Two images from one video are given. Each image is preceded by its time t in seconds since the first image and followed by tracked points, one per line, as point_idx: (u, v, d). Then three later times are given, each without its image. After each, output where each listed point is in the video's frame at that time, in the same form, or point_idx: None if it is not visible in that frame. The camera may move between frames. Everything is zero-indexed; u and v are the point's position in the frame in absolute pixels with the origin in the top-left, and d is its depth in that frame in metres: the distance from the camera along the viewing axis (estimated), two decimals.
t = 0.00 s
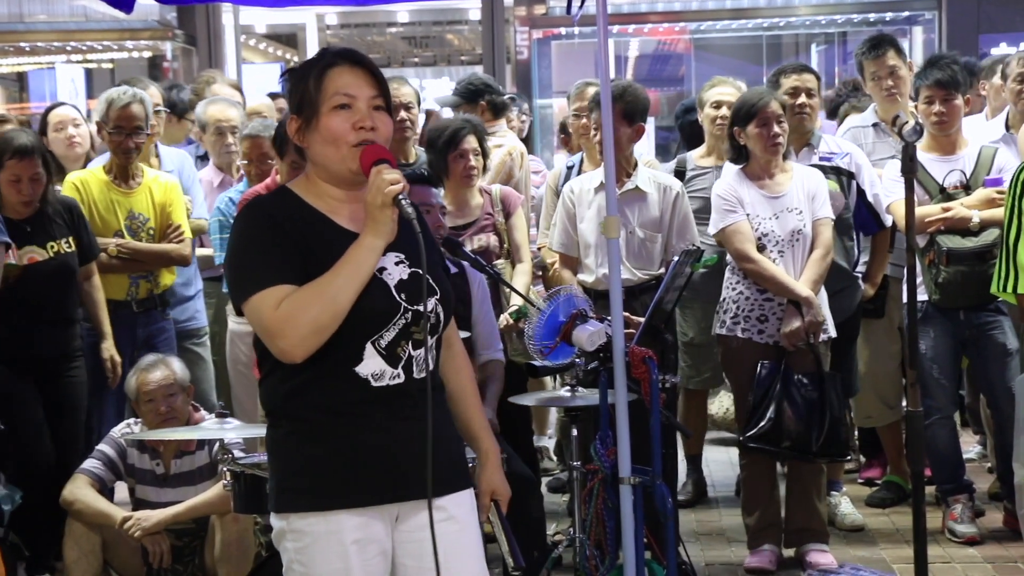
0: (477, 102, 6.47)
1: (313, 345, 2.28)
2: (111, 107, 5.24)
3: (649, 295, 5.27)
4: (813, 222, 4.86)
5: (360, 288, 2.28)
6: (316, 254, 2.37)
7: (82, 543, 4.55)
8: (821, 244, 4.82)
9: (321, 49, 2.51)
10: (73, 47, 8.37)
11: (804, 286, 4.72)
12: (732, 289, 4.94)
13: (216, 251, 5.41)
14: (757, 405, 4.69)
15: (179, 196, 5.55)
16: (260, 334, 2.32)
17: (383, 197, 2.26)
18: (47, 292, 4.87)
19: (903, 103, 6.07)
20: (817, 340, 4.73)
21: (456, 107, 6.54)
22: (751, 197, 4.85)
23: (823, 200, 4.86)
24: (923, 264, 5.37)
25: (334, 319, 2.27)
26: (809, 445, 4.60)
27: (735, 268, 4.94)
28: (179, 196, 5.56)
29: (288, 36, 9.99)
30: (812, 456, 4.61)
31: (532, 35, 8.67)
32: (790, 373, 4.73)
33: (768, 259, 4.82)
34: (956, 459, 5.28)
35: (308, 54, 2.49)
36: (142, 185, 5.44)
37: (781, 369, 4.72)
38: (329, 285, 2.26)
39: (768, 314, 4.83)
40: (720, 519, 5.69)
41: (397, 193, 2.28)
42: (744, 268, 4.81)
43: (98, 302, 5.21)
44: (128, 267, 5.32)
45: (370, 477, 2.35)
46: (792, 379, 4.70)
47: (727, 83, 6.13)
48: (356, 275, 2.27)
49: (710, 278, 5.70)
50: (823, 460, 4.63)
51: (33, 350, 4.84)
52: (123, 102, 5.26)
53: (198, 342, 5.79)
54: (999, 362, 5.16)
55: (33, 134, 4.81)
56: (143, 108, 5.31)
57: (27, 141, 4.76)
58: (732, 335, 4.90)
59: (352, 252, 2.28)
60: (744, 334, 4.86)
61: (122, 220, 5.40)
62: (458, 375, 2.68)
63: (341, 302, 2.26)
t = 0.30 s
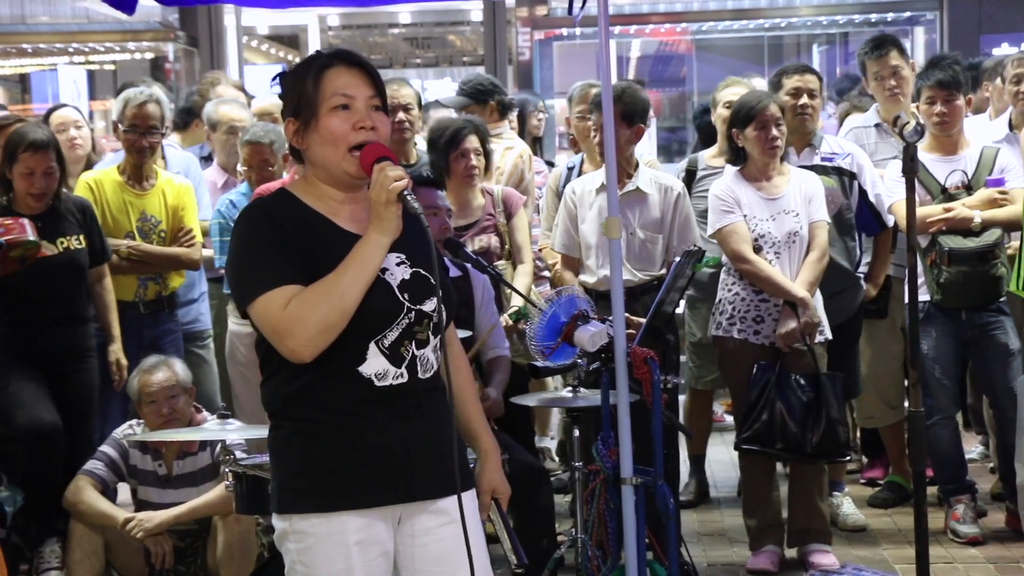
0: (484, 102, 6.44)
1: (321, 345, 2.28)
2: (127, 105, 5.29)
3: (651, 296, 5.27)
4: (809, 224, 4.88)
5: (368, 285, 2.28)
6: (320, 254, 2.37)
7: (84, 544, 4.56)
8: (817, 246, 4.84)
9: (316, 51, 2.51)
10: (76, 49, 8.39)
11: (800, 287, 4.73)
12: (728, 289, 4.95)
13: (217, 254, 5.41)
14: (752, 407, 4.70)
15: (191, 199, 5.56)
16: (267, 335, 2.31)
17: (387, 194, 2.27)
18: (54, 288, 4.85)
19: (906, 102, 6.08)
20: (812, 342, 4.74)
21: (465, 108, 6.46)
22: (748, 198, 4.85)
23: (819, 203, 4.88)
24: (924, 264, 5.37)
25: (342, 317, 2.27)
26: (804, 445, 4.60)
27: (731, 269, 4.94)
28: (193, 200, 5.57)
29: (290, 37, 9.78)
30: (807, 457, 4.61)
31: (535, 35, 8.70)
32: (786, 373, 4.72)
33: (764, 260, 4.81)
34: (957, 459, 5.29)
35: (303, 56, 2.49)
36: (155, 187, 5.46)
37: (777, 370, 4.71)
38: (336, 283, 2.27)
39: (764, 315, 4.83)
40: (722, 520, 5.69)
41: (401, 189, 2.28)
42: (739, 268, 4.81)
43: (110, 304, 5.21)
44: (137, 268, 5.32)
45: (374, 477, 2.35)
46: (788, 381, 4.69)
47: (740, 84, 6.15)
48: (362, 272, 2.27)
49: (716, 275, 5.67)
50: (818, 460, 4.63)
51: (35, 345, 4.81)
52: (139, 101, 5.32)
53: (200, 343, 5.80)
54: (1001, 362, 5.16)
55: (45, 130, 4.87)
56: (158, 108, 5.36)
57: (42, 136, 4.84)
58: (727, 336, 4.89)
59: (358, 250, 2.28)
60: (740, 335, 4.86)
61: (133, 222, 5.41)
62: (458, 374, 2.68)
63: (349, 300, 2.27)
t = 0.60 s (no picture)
0: (492, 101, 6.38)
1: (333, 352, 2.29)
2: (123, 106, 5.33)
3: (652, 297, 5.27)
4: (807, 227, 4.88)
5: (381, 293, 2.29)
6: (332, 258, 2.38)
7: (85, 545, 4.57)
8: (815, 248, 4.85)
9: (332, 53, 2.50)
10: (77, 50, 8.41)
11: (799, 289, 4.73)
12: (726, 290, 4.94)
13: (217, 256, 5.42)
14: (754, 409, 4.71)
15: (188, 199, 5.56)
16: (277, 339, 2.32)
17: (402, 208, 2.27)
18: (60, 290, 4.84)
19: (910, 103, 6.07)
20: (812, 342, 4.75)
21: (471, 108, 6.36)
22: (747, 200, 4.85)
23: (817, 205, 4.88)
24: (926, 264, 5.37)
25: (355, 325, 2.28)
26: (806, 443, 4.60)
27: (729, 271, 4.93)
28: (190, 200, 5.57)
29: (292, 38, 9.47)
30: (811, 455, 4.61)
31: (536, 36, 8.75)
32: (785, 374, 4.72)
33: (763, 262, 4.81)
34: (959, 459, 5.28)
35: (319, 58, 2.48)
36: (152, 188, 5.46)
37: (777, 370, 4.71)
38: (350, 291, 2.27)
39: (761, 317, 4.83)
40: (723, 521, 5.69)
41: (415, 203, 2.28)
42: (738, 270, 4.81)
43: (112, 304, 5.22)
44: (136, 269, 5.28)
45: (383, 479, 2.35)
46: (787, 383, 4.69)
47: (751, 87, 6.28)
48: (376, 281, 2.27)
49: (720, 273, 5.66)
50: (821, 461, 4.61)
51: (38, 344, 4.79)
52: (134, 102, 5.35)
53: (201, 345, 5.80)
54: (1003, 362, 5.16)
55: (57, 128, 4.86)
56: (153, 108, 5.40)
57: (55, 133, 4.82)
58: (725, 337, 4.89)
59: (372, 259, 2.28)
60: (738, 337, 4.86)
61: (131, 223, 5.41)
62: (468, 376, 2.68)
63: (362, 307, 2.27)
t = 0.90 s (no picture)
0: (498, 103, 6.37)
1: (351, 351, 2.29)
2: (115, 107, 5.36)
3: (655, 299, 5.28)
4: (810, 229, 4.87)
5: (400, 295, 2.29)
6: (354, 257, 2.38)
7: (88, 545, 4.58)
8: (817, 251, 4.84)
9: (357, 54, 2.50)
10: (80, 51, 8.43)
11: (801, 292, 4.73)
12: (728, 293, 4.95)
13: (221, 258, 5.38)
14: (756, 410, 4.72)
15: (182, 199, 5.57)
16: (298, 337, 2.33)
17: (417, 210, 2.26)
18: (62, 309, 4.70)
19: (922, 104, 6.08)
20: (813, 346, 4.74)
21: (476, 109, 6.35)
22: (750, 201, 4.85)
23: (819, 207, 4.87)
24: (929, 266, 5.37)
25: (374, 326, 2.28)
26: (807, 450, 4.61)
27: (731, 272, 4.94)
28: (183, 200, 5.58)
29: (295, 38, 9.42)
30: (811, 461, 4.61)
31: (538, 37, 8.84)
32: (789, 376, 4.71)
33: (765, 264, 4.81)
34: (961, 461, 5.28)
35: (344, 59, 2.48)
36: (145, 189, 5.47)
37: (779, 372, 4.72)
38: (369, 293, 2.27)
39: (763, 319, 4.83)
40: (726, 523, 5.69)
41: (431, 205, 2.27)
42: (741, 272, 4.81)
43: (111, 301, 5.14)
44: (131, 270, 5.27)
45: (402, 479, 2.35)
46: (791, 386, 4.68)
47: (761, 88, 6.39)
48: (395, 283, 2.27)
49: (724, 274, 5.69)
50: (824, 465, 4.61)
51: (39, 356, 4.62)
52: (127, 103, 5.38)
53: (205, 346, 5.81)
54: (1006, 364, 5.16)
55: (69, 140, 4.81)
56: (145, 108, 5.41)
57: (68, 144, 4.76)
58: (727, 339, 4.89)
59: (391, 261, 2.28)
60: (739, 339, 4.86)
61: (125, 224, 5.40)
62: (493, 377, 2.67)
63: (381, 308, 2.27)
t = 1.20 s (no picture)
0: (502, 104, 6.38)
1: (374, 348, 2.31)
2: (114, 109, 5.36)
3: (656, 301, 5.28)
4: (813, 230, 4.87)
5: (423, 292, 2.30)
6: (380, 254, 2.40)
7: (96, 546, 4.56)
8: (820, 252, 4.83)
9: (382, 54, 2.51)
10: (82, 52, 8.42)
11: (802, 295, 4.73)
12: (730, 294, 4.94)
13: (223, 257, 5.40)
14: (759, 411, 4.70)
15: (181, 200, 5.57)
16: (323, 335, 2.36)
17: (439, 206, 2.27)
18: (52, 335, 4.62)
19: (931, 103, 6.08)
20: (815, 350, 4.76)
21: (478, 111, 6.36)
22: (752, 203, 4.85)
23: (823, 209, 4.87)
24: (930, 268, 5.36)
25: (396, 322, 2.29)
26: (808, 452, 4.61)
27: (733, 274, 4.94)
28: (182, 201, 5.58)
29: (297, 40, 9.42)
30: (812, 462, 4.62)
31: (540, 40, 8.76)
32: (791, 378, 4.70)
33: (767, 266, 4.81)
34: (963, 463, 5.28)
35: (370, 59, 2.49)
36: (144, 190, 5.47)
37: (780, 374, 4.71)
38: (391, 290, 2.29)
39: (765, 321, 4.83)
40: (727, 524, 5.70)
41: (451, 201, 2.28)
42: (743, 275, 4.81)
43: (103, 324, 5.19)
44: (131, 271, 5.27)
45: (428, 474, 2.36)
46: (792, 385, 4.68)
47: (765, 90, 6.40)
48: (417, 280, 2.28)
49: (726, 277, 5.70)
50: (825, 467, 4.62)
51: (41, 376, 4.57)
52: (125, 104, 5.38)
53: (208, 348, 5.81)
54: (1007, 366, 5.17)
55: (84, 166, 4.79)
56: (145, 109, 5.41)
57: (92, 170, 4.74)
58: (727, 341, 4.89)
59: (413, 258, 2.30)
60: (741, 341, 4.86)
61: (124, 225, 5.40)
62: (527, 372, 2.66)
63: (404, 305, 2.29)
